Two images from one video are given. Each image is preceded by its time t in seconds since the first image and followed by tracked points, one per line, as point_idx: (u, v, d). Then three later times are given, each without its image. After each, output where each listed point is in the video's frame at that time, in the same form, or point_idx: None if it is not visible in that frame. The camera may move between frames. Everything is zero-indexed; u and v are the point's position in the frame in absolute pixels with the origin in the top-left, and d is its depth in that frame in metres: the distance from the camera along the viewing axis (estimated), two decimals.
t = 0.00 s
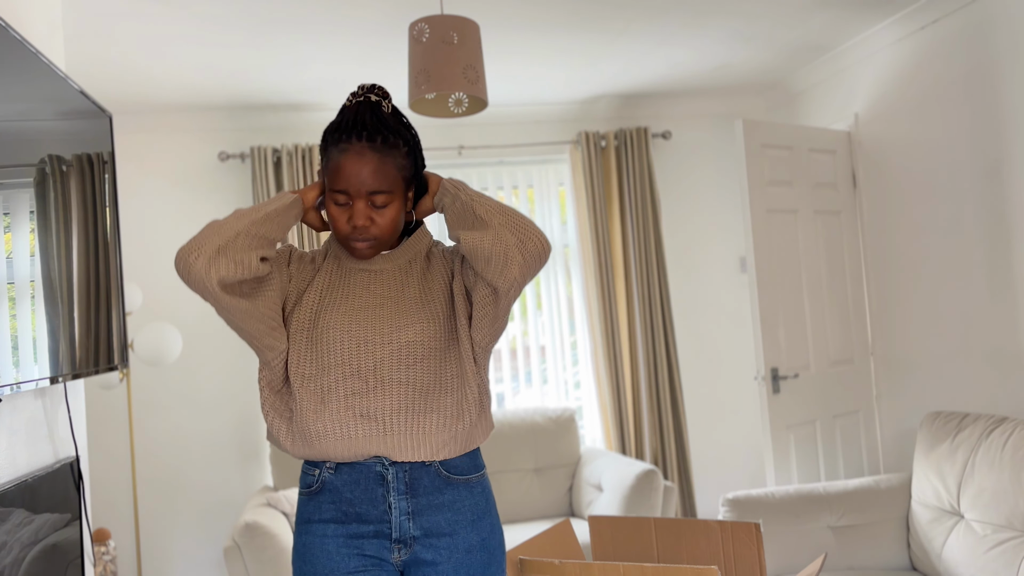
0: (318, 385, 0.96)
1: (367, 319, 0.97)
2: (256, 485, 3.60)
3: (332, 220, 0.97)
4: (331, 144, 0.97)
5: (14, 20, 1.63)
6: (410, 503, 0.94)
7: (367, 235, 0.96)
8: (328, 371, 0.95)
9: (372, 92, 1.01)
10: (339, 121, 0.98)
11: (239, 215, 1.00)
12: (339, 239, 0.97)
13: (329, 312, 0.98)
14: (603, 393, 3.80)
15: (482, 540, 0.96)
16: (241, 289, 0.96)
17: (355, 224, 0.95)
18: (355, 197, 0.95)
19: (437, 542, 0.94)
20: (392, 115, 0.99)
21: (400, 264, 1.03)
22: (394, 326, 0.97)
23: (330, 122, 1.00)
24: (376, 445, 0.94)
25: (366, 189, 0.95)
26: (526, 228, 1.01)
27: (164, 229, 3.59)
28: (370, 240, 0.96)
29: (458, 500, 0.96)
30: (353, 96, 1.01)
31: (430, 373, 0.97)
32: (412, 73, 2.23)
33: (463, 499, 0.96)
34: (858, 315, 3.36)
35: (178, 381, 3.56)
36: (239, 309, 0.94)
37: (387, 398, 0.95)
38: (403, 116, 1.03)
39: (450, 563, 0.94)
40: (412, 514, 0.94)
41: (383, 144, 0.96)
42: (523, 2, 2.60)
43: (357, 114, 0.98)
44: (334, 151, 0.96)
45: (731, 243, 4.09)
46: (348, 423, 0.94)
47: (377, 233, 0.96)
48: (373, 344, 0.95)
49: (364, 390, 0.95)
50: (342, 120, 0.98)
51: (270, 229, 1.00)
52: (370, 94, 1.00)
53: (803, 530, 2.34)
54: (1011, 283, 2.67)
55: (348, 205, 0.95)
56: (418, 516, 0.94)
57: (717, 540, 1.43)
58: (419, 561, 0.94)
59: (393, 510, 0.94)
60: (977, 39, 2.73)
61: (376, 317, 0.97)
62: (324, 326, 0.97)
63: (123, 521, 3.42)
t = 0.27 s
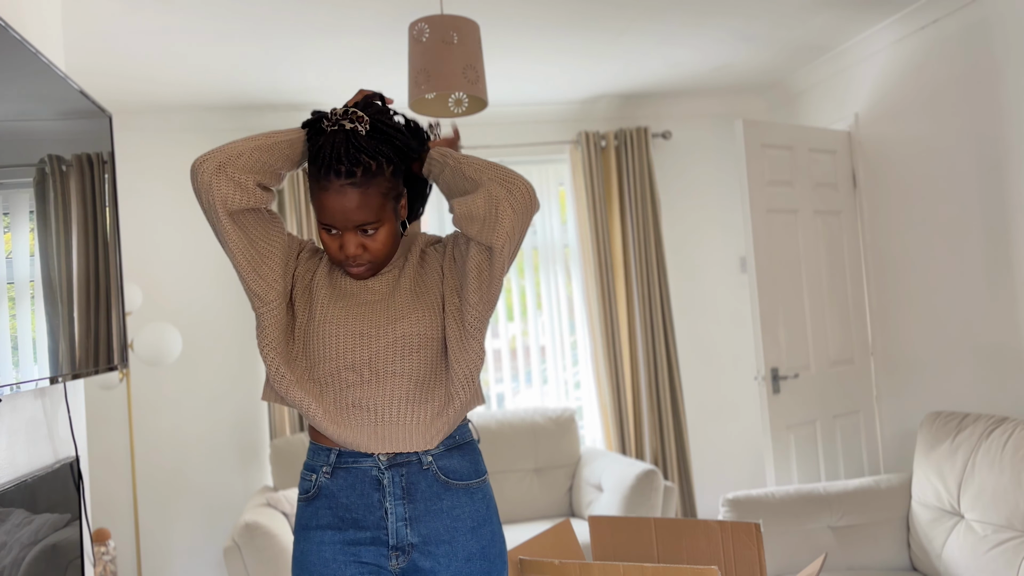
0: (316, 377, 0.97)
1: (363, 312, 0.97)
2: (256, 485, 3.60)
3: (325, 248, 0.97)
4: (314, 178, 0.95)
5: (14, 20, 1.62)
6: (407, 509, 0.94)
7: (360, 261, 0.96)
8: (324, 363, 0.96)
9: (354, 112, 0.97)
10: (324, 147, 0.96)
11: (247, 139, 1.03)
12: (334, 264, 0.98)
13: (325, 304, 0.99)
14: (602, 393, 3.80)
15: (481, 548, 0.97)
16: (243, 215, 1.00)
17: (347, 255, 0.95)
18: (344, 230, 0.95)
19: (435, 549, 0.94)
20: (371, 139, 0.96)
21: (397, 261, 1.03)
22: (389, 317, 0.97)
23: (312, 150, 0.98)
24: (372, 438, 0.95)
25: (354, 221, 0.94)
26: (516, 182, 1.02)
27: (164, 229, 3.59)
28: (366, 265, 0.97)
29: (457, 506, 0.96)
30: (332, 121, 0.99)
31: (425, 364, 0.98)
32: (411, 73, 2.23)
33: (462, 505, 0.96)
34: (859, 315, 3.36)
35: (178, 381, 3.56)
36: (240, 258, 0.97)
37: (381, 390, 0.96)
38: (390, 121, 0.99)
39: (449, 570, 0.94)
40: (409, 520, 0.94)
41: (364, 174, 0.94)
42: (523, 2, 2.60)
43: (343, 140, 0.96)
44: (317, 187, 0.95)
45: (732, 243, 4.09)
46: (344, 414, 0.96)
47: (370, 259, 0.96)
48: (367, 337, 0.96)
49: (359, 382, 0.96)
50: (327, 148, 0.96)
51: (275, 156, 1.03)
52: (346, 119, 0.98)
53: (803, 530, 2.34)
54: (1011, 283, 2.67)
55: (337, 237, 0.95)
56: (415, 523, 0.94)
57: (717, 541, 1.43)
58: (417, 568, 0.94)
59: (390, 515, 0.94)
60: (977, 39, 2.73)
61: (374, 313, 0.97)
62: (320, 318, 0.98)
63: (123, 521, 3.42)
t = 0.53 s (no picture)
0: (316, 376, 0.97)
1: (361, 311, 0.97)
2: (256, 485, 3.60)
3: (325, 248, 0.98)
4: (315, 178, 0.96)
5: (14, 21, 1.63)
6: (407, 510, 0.94)
7: (357, 265, 0.97)
8: (322, 363, 0.96)
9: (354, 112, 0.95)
10: (326, 146, 0.95)
11: (251, 125, 1.01)
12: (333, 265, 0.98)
13: (325, 302, 0.98)
14: (602, 393, 3.80)
15: (482, 550, 0.97)
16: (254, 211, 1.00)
17: (344, 258, 0.96)
18: (341, 233, 0.95)
19: (435, 551, 0.94)
20: (371, 141, 0.95)
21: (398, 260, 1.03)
22: (387, 316, 0.96)
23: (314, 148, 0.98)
24: (371, 437, 0.95)
25: (351, 225, 0.94)
26: (504, 170, 0.99)
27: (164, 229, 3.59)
28: (363, 268, 0.98)
29: (457, 507, 0.96)
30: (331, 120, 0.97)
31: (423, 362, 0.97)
32: (412, 74, 2.23)
33: (461, 506, 0.96)
34: (859, 315, 3.36)
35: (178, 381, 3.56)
36: (249, 259, 0.97)
37: (379, 388, 0.95)
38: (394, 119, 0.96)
39: (449, 572, 0.95)
40: (409, 521, 0.94)
41: (361, 179, 0.93)
42: (523, 2, 2.60)
43: (343, 140, 0.95)
44: (317, 186, 0.95)
45: (732, 243, 4.09)
46: (343, 413, 0.96)
47: (367, 263, 0.97)
48: (365, 335, 0.95)
49: (358, 381, 0.95)
50: (329, 147, 0.95)
51: (281, 140, 1.01)
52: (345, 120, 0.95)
53: (803, 530, 2.34)
54: (1011, 283, 2.67)
55: (335, 239, 0.96)
56: (415, 524, 0.94)
57: (717, 541, 1.43)
58: (417, 570, 0.94)
59: (390, 517, 0.94)
60: (977, 39, 2.73)
61: (372, 310, 0.97)
62: (319, 317, 0.97)
63: (123, 521, 3.42)
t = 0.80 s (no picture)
0: (319, 376, 0.97)
1: (364, 310, 0.97)
2: (257, 485, 3.60)
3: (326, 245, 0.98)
4: (315, 175, 0.97)
5: (14, 21, 1.63)
6: (407, 511, 0.94)
7: (356, 261, 0.97)
8: (325, 362, 0.96)
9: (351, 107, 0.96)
10: (325, 143, 0.96)
11: (241, 127, 1.00)
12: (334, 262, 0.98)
13: (328, 302, 0.98)
14: (602, 393, 3.80)
15: (482, 551, 0.97)
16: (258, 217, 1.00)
17: (343, 253, 0.96)
18: (340, 228, 0.95)
19: (435, 552, 0.95)
20: (369, 138, 0.95)
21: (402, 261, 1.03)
22: (390, 315, 0.96)
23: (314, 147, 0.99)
24: (374, 436, 0.95)
25: (350, 219, 0.94)
26: (512, 169, 0.97)
27: (164, 229, 3.59)
28: (363, 264, 0.97)
29: (457, 508, 0.96)
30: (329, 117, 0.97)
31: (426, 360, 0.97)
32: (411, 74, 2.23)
33: (462, 508, 0.96)
34: (859, 315, 3.36)
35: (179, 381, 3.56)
36: (248, 266, 0.97)
37: (382, 387, 0.95)
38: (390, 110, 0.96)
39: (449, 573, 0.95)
40: (409, 522, 0.94)
41: (359, 174, 0.94)
42: (523, 2, 2.60)
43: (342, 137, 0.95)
44: (317, 183, 0.96)
45: (732, 243, 4.09)
46: (346, 412, 0.96)
47: (366, 257, 0.96)
48: (368, 334, 0.95)
49: (361, 380, 0.95)
50: (327, 143, 0.96)
51: (270, 141, 1.00)
52: (343, 117, 0.96)
53: (803, 530, 2.34)
54: (1011, 283, 2.67)
55: (334, 235, 0.96)
56: (415, 525, 0.94)
57: (717, 541, 1.43)
58: (417, 570, 0.95)
59: (390, 517, 0.94)
60: (977, 39, 2.73)
61: (374, 309, 0.97)
62: (322, 317, 0.97)
63: (123, 521, 3.42)
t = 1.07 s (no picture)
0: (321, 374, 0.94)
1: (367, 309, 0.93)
2: (256, 485, 3.60)
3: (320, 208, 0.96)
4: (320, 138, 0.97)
5: (14, 21, 1.63)
6: (407, 511, 0.93)
7: (350, 222, 0.94)
8: (326, 363, 0.93)
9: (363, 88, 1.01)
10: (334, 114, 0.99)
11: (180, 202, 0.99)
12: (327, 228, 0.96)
13: (328, 299, 0.95)
14: (602, 393, 3.80)
15: (482, 552, 0.95)
16: (252, 227, 1.01)
17: (337, 210, 0.93)
18: (336, 182, 0.93)
19: (434, 552, 0.93)
20: (378, 106, 0.98)
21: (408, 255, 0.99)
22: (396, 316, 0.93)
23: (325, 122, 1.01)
24: (379, 438, 0.93)
25: (347, 173, 0.93)
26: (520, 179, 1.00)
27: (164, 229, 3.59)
28: (355, 226, 0.94)
29: (458, 509, 0.95)
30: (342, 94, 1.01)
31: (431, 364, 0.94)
32: (412, 73, 2.22)
33: (463, 508, 0.95)
34: (859, 315, 3.36)
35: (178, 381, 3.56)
36: (243, 273, 0.94)
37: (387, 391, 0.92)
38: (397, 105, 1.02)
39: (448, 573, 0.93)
40: (409, 522, 0.92)
41: (362, 130, 0.95)
42: (523, 2, 2.60)
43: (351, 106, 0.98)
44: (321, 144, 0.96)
45: (732, 243, 4.09)
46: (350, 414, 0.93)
47: (361, 217, 0.94)
48: (372, 336, 0.92)
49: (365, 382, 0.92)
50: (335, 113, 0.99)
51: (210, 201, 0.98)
52: (357, 87, 1.00)
53: (803, 530, 2.34)
54: (1011, 283, 2.67)
55: (330, 192, 0.94)
56: (415, 525, 0.93)
57: (717, 541, 1.43)
58: (417, 569, 0.93)
59: (390, 517, 0.92)
60: (977, 40, 2.73)
61: (377, 306, 0.93)
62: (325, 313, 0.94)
63: (123, 521, 3.42)
